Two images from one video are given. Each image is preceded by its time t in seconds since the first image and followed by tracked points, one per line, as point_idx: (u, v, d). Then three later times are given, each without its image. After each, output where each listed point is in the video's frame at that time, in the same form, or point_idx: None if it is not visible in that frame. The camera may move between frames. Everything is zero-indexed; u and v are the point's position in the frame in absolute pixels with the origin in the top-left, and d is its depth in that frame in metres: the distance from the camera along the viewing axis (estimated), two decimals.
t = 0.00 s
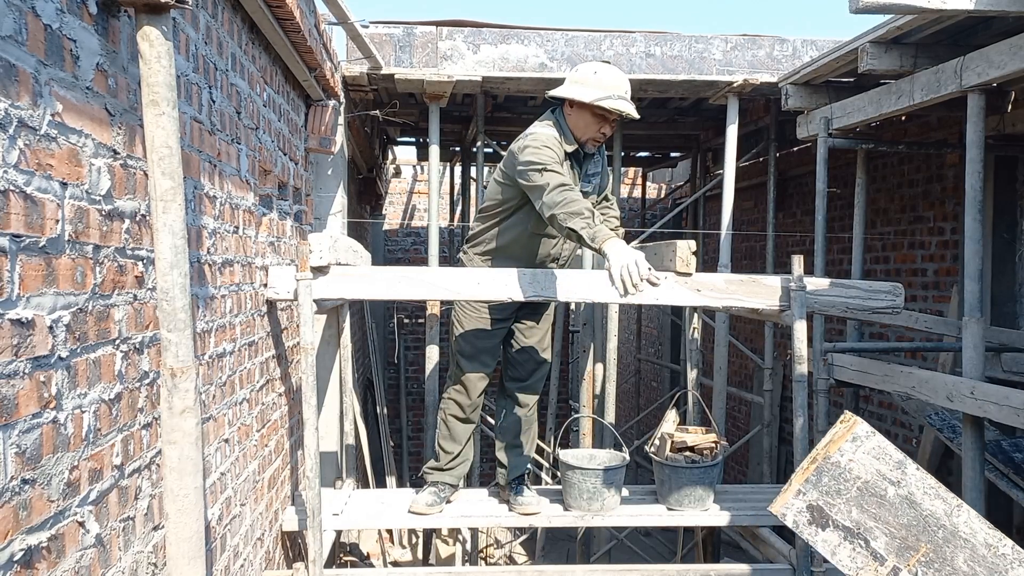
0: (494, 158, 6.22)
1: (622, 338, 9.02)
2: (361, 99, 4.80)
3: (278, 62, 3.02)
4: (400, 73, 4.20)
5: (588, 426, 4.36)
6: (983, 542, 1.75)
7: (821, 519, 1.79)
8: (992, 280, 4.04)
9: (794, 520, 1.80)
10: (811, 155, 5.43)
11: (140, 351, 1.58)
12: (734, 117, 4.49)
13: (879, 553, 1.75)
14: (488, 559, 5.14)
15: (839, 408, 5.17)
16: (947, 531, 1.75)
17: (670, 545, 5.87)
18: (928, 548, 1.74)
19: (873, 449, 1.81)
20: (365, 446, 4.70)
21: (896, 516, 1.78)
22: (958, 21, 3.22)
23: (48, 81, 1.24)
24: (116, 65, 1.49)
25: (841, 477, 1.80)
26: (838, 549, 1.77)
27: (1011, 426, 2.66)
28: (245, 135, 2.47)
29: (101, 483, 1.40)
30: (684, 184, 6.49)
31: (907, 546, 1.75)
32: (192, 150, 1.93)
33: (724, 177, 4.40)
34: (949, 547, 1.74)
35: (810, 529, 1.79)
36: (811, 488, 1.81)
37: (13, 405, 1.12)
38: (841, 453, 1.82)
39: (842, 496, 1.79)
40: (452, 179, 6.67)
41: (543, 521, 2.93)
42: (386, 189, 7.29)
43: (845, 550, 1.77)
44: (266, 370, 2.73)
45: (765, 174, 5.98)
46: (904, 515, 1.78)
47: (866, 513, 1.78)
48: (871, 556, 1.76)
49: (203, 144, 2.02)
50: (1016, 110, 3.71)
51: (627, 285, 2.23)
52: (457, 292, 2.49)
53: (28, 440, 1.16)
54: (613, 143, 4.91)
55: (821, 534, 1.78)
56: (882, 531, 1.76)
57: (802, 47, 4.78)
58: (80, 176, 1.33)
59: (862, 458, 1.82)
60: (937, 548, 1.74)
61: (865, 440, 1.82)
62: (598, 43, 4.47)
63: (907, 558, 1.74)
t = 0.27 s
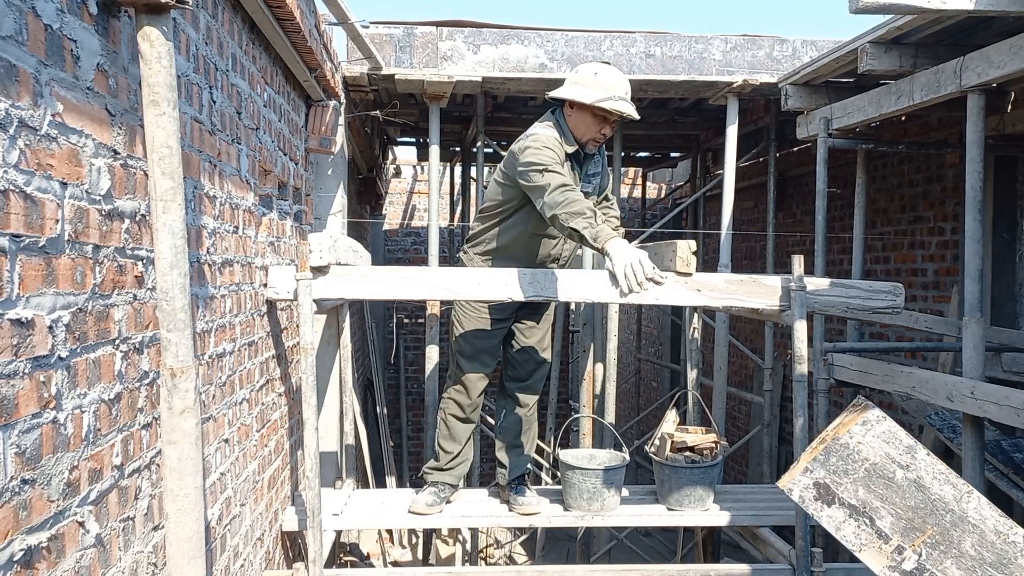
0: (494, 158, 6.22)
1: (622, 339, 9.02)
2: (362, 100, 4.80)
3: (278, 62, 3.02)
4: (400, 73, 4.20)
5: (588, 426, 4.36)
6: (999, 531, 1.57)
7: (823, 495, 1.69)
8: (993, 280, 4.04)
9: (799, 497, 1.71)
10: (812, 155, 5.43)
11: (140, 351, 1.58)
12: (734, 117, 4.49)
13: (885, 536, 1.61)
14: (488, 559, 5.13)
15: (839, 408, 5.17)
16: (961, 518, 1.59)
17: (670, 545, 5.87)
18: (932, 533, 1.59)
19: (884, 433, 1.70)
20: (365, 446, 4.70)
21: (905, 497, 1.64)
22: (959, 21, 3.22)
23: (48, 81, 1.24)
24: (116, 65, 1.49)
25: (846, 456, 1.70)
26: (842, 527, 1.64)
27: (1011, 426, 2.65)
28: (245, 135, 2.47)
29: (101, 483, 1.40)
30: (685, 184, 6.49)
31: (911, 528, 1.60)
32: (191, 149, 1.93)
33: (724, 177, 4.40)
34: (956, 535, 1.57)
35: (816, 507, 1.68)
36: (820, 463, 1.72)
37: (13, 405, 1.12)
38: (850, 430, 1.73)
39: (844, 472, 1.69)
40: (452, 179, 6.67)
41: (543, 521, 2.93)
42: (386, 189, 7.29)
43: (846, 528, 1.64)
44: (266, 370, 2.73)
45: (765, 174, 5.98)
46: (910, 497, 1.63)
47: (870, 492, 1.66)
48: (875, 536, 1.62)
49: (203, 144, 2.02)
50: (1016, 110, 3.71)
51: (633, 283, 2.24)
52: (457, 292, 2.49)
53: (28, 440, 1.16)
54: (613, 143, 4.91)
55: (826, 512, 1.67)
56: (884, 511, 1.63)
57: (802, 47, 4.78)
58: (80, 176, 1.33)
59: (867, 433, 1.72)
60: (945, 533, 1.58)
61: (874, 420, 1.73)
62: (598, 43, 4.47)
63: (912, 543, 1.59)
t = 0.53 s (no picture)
0: (494, 158, 6.22)
1: (622, 339, 9.03)
2: (362, 99, 4.80)
3: (278, 62, 3.02)
4: (400, 73, 4.20)
5: (588, 427, 4.36)
6: (1023, 493, 2.14)
7: (874, 447, 2.26)
8: (992, 280, 4.04)
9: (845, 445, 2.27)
10: (811, 155, 5.43)
11: (140, 351, 1.58)
12: (734, 117, 4.49)
13: (923, 482, 2.19)
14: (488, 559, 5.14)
15: (838, 408, 5.17)
16: (991, 476, 2.18)
17: (669, 545, 5.87)
18: (975, 490, 2.16)
19: (938, 394, 2.34)
20: (365, 446, 4.70)
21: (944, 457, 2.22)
22: (958, 21, 3.22)
23: (48, 81, 1.24)
24: (116, 65, 1.49)
25: (901, 415, 2.31)
26: (887, 476, 2.22)
27: (1011, 426, 2.66)
28: (245, 135, 2.47)
29: (101, 483, 1.40)
30: (684, 184, 6.49)
31: (951, 482, 2.18)
32: (192, 150, 1.93)
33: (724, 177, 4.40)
34: (981, 482, 2.17)
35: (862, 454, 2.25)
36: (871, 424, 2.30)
37: (13, 405, 1.12)
38: (904, 398, 2.34)
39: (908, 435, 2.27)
40: (452, 179, 6.67)
41: (543, 521, 2.93)
42: (386, 189, 7.29)
43: (897, 476, 2.21)
44: (266, 370, 2.73)
45: (765, 174, 5.98)
46: (956, 458, 2.22)
47: (923, 454, 2.23)
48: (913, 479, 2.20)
49: (203, 144, 2.02)
50: (1016, 110, 3.71)
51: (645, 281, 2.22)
52: (457, 292, 2.49)
53: (28, 440, 1.16)
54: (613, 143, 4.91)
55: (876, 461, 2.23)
56: (931, 468, 2.20)
57: (802, 47, 4.78)
58: (80, 176, 1.33)
59: (927, 405, 2.32)
60: (976, 482, 2.18)
61: (930, 389, 2.35)
62: (598, 43, 4.47)
63: (943, 486, 2.18)
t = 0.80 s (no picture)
0: (494, 158, 6.22)
1: (622, 339, 9.03)
2: (362, 99, 4.80)
3: (278, 62, 3.02)
4: (400, 73, 4.20)
5: (588, 427, 4.37)
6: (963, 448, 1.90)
7: (857, 391, 2.01)
8: (992, 280, 4.04)
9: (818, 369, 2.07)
10: (811, 155, 5.43)
11: (140, 351, 1.58)
12: (734, 117, 4.49)
13: (926, 474, 1.86)
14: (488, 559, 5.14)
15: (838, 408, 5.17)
16: (958, 427, 1.94)
17: (669, 545, 5.87)
18: (923, 425, 1.95)
19: (903, 342, 2.11)
20: (365, 446, 4.70)
21: (961, 476, 1.85)
22: (958, 21, 3.22)
23: (48, 81, 1.24)
24: (116, 65, 1.49)
25: (869, 355, 2.08)
26: (912, 475, 1.86)
27: (1011, 426, 2.65)
28: (245, 135, 2.47)
29: (101, 483, 1.40)
30: (685, 184, 6.49)
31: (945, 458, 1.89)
32: (192, 150, 1.93)
33: (724, 177, 4.40)
34: (981, 481, 1.85)
35: (839, 394, 2.01)
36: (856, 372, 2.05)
37: (13, 405, 1.12)
38: (878, 344, 2.11)
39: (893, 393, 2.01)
40: (452, 179, 6.67)
41: (543, 521, 2.93)
42: (386, 189, 7.29)
43: (882, 437, 1.93)
44: (266, 370, 2.73)
45: (765, 174, 5.98)
46: (916, 398, 2.01)
47: (886, 391, 2.02)
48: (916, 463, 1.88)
49: (203, 144, 2.02)
50: (1016, 110, 3.71)
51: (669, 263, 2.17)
52: (457, 292, 2.49)
53: (28, 440, 1.16)
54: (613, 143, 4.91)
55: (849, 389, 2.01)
56: (890, 401, 2.00)
57: (802, 47, 4.78)
58: (80, 176, 1.33)
59: (901, 350, 2.10)
60: (970, 454, 1.90)
61: (894, 340, 2.12)
62: (598, 43, 4.47)
63: (944, 473, 1.87)
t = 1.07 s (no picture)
0: (494, 158, 6.22)
1: (622, 338, 9.03)
2: (362, 99, 4.80)
3: (279, 62, 3.02)
4: (400, 73, 4.19)
5: (588, 427, 4.37)
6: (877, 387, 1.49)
7: (770, 304, 1.59)
8: (992, 279, 4.04)
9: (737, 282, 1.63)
10: (811, 155, 5.43)
11: (140, 351, 1.58)
12: (734, 117, 4.49)
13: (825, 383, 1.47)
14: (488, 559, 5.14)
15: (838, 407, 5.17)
16: (855, 341, 1.56)
17: (669, 545, 5.88)
18: (825, 336, 1.55)
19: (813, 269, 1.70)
20: (365, 446, 4.70)
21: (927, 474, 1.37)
22: (959, 21, 3.22)
23: (48, 81, 1.24)
24: (116, 65, 1.49)
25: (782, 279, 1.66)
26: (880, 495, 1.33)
27: (1011, 426, 2.66)
28: (245, 135, 2.46)
29: (101, 483, 1.40)
30: (685, 184, 6.49)
31: (848, 381, 1.49)
32: (191, 150, 1.93)
33: (725, 177, 4.40)
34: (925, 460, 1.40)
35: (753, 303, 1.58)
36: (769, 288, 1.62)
37: (13, 405, 1.12)
38: (790, 264, 1.70)
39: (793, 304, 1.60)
40: (452, 179, 6.67)
41: (543, 521, 2.93)
42: (386, 189, 7.29)
43: (783, 337, 1.53)
44: (266, 370, 2.73)
45: (765, 174, 5.98)
46: (818, 314, 1.60)
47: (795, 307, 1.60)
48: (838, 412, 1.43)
49: (203, 144, 2.02)
50: (1016, 110, 3.71)
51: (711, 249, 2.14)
52: (457, 292, 2.49)
53: (28, 440, 1.16)
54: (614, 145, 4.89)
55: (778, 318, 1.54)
56: (796, 312, 1.58)
57: (802, 47, 4.78)
58: (80, 176, 1.33)
59: (811, 274, 1.68)
60: (864, 384, 1.49)
61: (809, 265, 1.71)
62: (598, 43, 4.47)
63: (838, 378, 1.49)
